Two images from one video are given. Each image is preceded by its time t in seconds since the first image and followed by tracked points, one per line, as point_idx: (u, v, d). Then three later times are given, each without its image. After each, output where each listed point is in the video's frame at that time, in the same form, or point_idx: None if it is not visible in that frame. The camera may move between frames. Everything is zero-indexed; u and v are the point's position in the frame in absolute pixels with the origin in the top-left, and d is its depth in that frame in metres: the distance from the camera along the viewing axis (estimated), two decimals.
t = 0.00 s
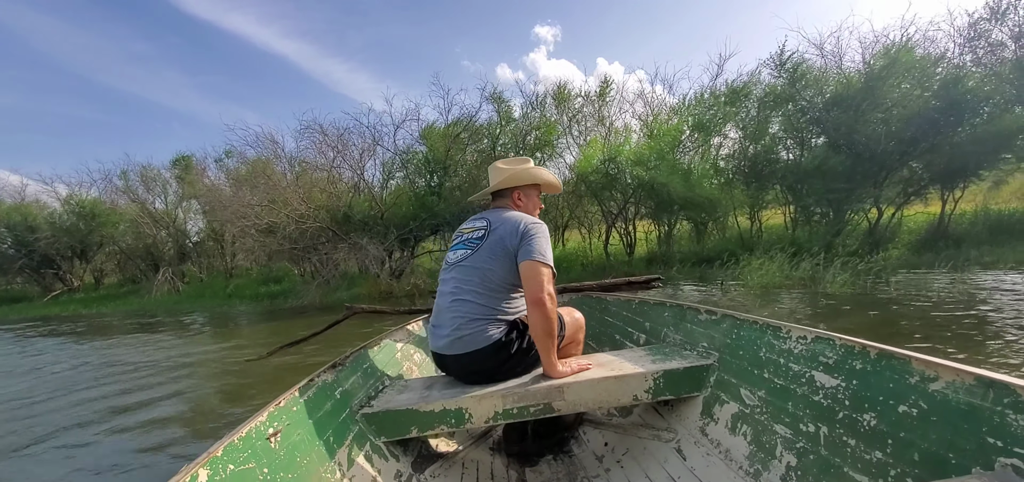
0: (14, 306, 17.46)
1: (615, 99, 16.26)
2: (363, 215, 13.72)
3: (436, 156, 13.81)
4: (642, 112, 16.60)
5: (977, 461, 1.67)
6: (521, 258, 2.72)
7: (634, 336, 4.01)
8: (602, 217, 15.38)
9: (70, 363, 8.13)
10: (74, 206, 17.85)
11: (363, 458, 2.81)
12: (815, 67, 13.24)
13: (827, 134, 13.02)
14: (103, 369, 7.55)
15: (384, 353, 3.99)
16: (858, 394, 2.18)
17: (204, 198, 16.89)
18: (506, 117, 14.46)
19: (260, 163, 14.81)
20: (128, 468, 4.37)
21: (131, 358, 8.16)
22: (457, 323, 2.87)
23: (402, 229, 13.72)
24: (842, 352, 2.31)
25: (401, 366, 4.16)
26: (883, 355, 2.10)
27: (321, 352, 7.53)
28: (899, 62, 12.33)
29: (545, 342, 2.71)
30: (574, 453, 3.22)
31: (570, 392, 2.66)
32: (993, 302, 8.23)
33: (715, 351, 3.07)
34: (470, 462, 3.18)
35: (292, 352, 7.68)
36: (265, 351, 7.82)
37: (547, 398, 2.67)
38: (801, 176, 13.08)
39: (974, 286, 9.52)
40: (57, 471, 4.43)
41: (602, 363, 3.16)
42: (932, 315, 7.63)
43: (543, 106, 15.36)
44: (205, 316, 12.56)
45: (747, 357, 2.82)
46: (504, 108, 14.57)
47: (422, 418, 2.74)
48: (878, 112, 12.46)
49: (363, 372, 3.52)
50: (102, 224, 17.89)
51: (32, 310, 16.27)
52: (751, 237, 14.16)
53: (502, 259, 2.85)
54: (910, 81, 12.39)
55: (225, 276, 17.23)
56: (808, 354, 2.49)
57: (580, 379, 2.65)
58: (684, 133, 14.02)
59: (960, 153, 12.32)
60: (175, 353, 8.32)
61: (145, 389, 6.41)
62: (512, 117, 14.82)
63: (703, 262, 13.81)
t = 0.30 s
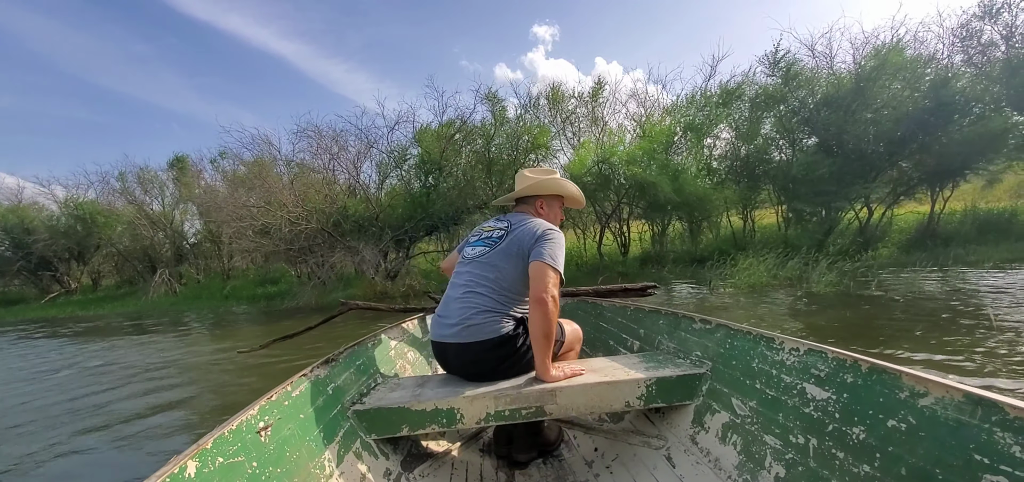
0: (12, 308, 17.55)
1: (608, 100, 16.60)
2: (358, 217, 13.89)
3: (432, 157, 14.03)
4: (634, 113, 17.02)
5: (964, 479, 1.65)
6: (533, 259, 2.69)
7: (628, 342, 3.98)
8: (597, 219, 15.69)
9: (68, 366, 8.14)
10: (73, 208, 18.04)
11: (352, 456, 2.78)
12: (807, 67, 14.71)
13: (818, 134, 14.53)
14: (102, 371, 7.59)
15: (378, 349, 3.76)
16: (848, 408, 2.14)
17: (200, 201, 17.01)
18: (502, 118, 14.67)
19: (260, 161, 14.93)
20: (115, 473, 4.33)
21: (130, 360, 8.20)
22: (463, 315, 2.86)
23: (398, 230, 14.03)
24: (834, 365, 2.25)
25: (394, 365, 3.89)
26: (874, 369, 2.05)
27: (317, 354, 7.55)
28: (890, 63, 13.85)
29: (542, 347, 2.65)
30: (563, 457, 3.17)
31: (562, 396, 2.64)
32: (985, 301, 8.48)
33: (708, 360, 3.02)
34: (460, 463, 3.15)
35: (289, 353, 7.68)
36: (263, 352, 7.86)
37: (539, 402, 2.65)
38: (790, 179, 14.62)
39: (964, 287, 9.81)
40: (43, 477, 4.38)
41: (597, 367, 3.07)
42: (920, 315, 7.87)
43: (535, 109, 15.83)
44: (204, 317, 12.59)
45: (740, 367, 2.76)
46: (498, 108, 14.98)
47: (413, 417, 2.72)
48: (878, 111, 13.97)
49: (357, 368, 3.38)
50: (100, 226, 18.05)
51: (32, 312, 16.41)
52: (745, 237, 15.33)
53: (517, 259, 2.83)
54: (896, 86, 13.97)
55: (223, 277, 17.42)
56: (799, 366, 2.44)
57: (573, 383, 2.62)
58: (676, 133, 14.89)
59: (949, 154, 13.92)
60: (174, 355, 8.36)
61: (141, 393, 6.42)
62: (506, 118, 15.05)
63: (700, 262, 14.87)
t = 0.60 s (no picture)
0: (8, 308, 17.57)
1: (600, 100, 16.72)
2: (351, 218, 13.97)
3: (424, 159, 14.19)
4: (627, 113, 17.17)
5: None
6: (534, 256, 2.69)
7: (623, 347, 3.97)
8: (591, 218, 15.89)
9: (65, 366, 8.16)
10: (68, 208, 18.08)
11: (344, 454, 2.77)
12: (799, 68, 15.14)
13: (810, 135, 14.77)
14: (101, 371, 7.64)
15: (372, 348, 3.72)
16: (836, 417, 2.12)
17: (195, 201, 17.08)
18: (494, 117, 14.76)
19: (255, 161, 15.06)
20: (106, 475, 4.32)
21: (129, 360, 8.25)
22: (477, 317, 2.84)
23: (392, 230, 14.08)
24: (823, 374, 2.24)
25: (390, 364, 3.88)
26: (862, 379, 2.04)
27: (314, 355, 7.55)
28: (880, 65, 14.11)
29: (536, 347, 2.64)
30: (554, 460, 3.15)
31: (554, 399, 2.64)
32: (977, 302, 8.43)
33: (701, 366, 3.00)
34: (452, 463, 3.13)
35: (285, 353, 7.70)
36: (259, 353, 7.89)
37: (531, 404, 2.66)
38: (777, 178, 14.90)
39: (955, 288, 9.79)
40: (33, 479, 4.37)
41: (588, 369, 3.06)
42: (911, 315, 7.91)
43: (528, 109, 15.93)
44: (200, 317, 12.61)
45: (731, 374, 2.74)
46: (493, 109, 15.15)
47: (406, 416, 2.73)
48: (868, 114, 14.11)
49: (351, 367, 3.36)
50: (97, 226, 18.12)
51: (29, 311, 16.46)
52: (735, 237, 15.78)
53: (520, 256, 2.82)
54: (886, 89, 14.07)
55: (218, 277, 17.48)
56: (789, 374, 2.42)
57: (566, 386, 2.63)
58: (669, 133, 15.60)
59: (936, 153, 13.87)
60: (173, 354, 8.40)
61: (137, 393, 6.45)
62: (500, 118, 15.20)
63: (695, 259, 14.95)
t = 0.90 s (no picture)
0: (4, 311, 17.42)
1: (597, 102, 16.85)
2: (349, 219, 13.98)
3: (422, 162, 14.22)
4: (623, 115, 17.32)
5: None
6: (541, 257, 2.70)
7: (628, 346, 4.02)
8: (587, 219, 16.01)
9: (63, 368, 8.12)
10: (66, 210, 17.97)
11: (354, 453, 2.79)
12: (794, 72, 15.42)
13: (803, 138, 15.06)
14: (98, 373, 7.61)
15: (378, 348, 3.74)
16: (841, 414, 2.18)
17: (194, 202, 17.03)
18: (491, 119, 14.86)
19: (255, 163, 15.05)
20: (113, 475, 4.33)
21: (126, 362, 8.23)
22: (506, 328, 2.86)
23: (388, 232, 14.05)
24: (829, 372, 2.29)
25: (397, 363, 3.90)
26: (867, 377, 2.10)
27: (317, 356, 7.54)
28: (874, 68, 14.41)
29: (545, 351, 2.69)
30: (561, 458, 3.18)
31: (561, 398, 2.68)
32: (967, 302, 8.59)
33: (706, 365, 3.04)
34: (459, 462, 3.16)
35: (287, 354, 7.70)
36: (259, 354, 7.88)
37: (539, 403, 2.69)
38: (771, 179, 15.11)
39: (945, 288, 9.95)
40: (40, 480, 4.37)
41: (595, 368, 3.10)
42: (904, 315, 8.05)
43: (525, 111, 16.02)
44: (197, 319, 12.55)
45: (737, 373, 2.79)
46: (491, 111, 15.26)
47: (414, 415, 2.75)
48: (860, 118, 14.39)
49: (359, 366, 3.38)
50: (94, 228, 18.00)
51: (25, 313, 16.32)
52: (734, 234, 15.92)
53: (529, 256, 2.83)
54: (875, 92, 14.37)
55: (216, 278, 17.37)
56: (795, 372, 2.48)
57: (573, 385, 2.66)
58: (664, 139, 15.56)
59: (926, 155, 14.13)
60: (171, 356, 8.38)
61: (138, 394, 6.44)
62: (497, 120, 15.29)
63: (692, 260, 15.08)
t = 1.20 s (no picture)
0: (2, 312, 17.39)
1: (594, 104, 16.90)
2: (345, 220, 14.05)
3: (418, 164, 14.25)
4: (620, 117, 17.39)
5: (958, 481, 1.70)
6: (538, 259, 2.70)
7: (632, 345, 4.03)
8: (585, 221, 16.05)
9: (62, 370, 8.10)
10: (65, 211, 18.00)
11: (358, 456, 2.78)
12: (789, 74, 15.52)
13: (798, 140, 15.16)
14: (98, 375, 7.60)
15: (382, 351, 3.73)
16: (847, 411, 2.18)
17: (193, 203, 17.04)
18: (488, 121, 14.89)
19: (253, 165, 15.08)
20: (114, 476, 4.31)
21: (126, 363, 8.22)
22: (510, 334, 2.85)
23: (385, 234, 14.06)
24: (835, 369, 2.30)
25: (400, 365, 3.90)
26: (874, 374, 2.11)
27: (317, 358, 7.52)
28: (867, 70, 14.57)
29: (549, 351, 2.68)
30: (567, 458, 3.19)
31: (565, 398, 2.67)
32: (963, 303, 8.60)
33: (711, 363, 3.05)
34: (464, 463, 3.15)
35: (287, 356, 7.68)
36: (258, 356, 7.86)
37: (543, 403, 2.68)
38: (766, 180, 15.18)
39: (942, 289, 9.97)
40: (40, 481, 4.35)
41: (599, 368, 3.10)
42: (901, 315, 8.08)
43: (523, 113, 16.09)
44: (196, 320, 12.53)
45: (742, 371, 2.80)
46: (488, 113, 15.30)
47: (419, 417, 2.74)
48: (850, 121, 14.51)
49: (362, 369, 3.37)
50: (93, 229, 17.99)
51: (23, 315, 16.28)
52: (729, 236, 16.00)
53: (526, 259, 2.83)
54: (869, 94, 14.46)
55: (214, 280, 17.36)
56: (800, 370, 2.48)
57: (577, 385, 2.66)
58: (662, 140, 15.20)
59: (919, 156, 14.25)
60: (170, 358, 8.36)
61: (138, 396, 6.43)
62: (494, 122, 15.32)
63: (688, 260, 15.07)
